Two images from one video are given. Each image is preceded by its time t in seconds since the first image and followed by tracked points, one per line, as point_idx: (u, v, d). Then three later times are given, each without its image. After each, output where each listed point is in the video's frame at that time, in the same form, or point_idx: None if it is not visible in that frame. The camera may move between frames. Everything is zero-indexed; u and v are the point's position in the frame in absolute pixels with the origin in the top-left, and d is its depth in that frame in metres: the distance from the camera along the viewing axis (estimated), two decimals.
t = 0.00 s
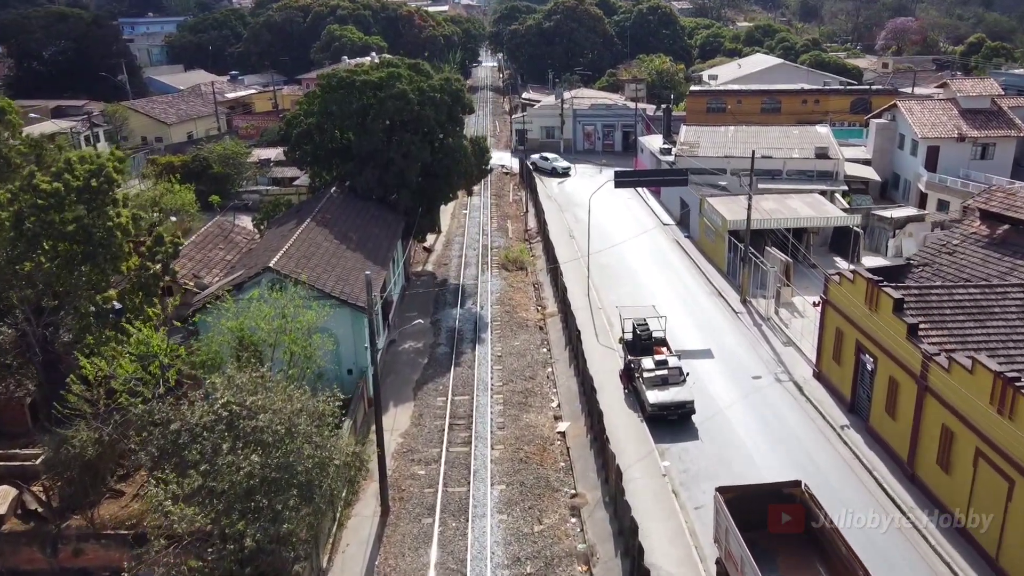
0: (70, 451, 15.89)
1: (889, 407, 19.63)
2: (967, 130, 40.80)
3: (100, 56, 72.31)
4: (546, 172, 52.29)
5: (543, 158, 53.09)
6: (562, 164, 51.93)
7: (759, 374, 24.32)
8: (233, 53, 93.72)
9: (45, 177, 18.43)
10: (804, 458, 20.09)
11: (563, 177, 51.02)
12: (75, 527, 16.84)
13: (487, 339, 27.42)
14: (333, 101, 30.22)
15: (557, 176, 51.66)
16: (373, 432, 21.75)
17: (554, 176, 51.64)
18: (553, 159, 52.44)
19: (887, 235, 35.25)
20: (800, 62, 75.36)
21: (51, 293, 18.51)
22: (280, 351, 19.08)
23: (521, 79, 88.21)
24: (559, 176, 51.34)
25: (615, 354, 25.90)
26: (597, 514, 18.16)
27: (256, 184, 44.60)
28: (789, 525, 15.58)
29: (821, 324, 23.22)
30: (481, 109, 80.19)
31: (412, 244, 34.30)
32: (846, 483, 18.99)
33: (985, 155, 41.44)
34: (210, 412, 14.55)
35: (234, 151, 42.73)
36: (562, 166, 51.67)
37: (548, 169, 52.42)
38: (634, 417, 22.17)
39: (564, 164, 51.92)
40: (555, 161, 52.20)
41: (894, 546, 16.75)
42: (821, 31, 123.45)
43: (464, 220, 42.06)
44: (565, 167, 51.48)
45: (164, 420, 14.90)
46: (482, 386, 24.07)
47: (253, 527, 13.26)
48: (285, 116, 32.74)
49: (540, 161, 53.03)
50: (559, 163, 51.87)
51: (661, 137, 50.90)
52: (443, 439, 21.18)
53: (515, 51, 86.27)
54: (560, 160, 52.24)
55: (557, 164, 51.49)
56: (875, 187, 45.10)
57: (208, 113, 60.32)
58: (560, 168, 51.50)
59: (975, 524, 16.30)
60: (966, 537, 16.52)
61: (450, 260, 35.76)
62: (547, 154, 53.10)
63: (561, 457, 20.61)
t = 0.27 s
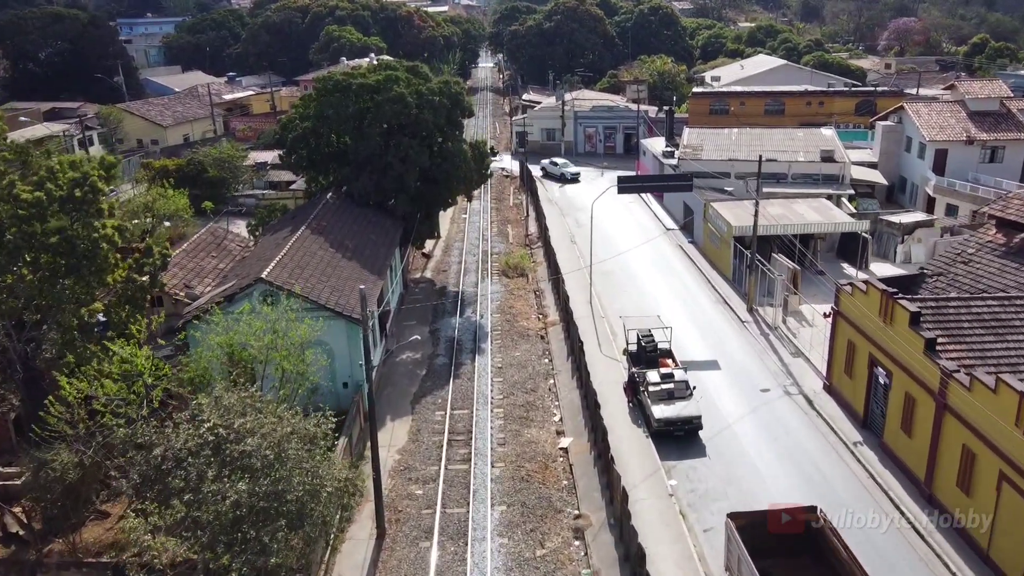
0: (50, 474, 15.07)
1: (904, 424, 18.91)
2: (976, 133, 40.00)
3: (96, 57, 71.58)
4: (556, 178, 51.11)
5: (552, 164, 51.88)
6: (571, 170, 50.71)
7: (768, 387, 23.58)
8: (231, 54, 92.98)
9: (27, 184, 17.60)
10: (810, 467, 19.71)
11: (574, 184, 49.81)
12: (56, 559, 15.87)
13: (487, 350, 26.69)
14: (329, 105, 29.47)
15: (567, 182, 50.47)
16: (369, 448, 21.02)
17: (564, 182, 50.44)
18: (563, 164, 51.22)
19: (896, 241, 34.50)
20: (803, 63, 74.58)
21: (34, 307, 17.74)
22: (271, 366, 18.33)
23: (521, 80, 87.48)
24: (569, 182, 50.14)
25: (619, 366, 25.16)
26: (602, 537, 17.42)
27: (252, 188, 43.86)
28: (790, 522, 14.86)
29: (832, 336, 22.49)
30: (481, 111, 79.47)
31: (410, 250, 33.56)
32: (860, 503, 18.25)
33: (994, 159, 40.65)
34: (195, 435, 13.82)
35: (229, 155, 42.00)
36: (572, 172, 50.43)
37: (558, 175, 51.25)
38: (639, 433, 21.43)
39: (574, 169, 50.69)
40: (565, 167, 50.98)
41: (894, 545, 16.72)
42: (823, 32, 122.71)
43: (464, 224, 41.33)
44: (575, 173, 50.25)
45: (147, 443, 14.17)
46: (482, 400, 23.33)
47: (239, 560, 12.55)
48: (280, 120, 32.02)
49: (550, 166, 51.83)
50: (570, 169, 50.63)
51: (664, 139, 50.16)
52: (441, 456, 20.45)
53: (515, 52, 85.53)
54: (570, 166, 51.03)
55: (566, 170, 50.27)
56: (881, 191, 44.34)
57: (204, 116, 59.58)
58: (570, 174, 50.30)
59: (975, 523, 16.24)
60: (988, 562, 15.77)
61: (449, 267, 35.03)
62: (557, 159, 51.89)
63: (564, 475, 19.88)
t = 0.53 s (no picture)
0: (28, 500, 14.20)
1: (920, 442, 18.18)
2: (985, 136, 39.25)
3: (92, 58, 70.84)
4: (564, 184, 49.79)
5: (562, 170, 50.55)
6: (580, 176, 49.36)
7: (777, 401, 22.83)
8: (229, 55, 92.24)
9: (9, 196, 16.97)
10: (805, 463, 19.86)
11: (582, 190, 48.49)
12: None
13: (487, 361, 25.97)
14: (325, 109, 28.74)
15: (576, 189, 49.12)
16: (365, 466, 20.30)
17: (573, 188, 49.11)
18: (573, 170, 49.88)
19: (904, 247, 33.76)
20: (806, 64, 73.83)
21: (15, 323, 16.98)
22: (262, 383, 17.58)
23: (521, 81, 86.78)
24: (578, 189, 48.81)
25: (622, 378, 24.44)
26: (607, 562, 16.69)
27: (248, 192, 43.16)
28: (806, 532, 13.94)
29: (843, 348, 21.76)
30: (480, 113, 78.79)
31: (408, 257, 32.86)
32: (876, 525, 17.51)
33: (1003, 162, 39.88)
34: (178, 462, 13.08)
35: (225, 158, 41.30)
36: (581, 178, 49.11)
37: (566, 182, 49.93)
38: (644, 450, 20.70)
39: (584, 176, 49.36)
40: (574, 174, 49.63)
41: (894, 546, 16.74)
42: (824, 32, 122.03)
43: (463, 229, 40.61)
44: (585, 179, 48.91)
45: (127, 469, 13.42)
46: (482, 415, 22.60)
47: None
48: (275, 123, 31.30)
49: (559, 173, 50.50)
50: (579, 175, 49.28)
51: (666, 142, 49.44)
52: (439, 475, 19.73)
53: (515, 53, 84.81)
54: (579, 172, 49.73)
55: (575, 176, 48.96)
56: (888, 195, 43.61)
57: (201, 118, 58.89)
58: (578, 180, 49.01)
59: (976, 522, 16.20)
60: None
61: (448, 273, 34.30)
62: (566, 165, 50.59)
63: (567, 494, 19.16)
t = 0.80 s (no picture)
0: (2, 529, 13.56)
1: (938, 461, 17.46)
2: (994, 139, 38.49)
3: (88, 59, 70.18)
4: (573, 191, 48.47)
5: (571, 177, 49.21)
6: (589, 183, 47.99)
7: (786, 415, 22.10)
8: (226, 56, 91.55)
9: None
10: (801, 464, 19.82)
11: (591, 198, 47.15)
12: None
13: (487, 372, 25.22)
14: (320, 113, 28.00)
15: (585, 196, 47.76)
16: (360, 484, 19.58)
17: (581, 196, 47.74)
18: (583, 177, 48.48)
19: (914, 253, 33.01)
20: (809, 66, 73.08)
21: None
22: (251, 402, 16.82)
23: (521, 82, 86.09)
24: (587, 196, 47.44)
25: (626, 391, 23.71)
26: None
27: (243, 196, 42.46)
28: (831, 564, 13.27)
29: (855, 361, 21.03)
30: (480, 114, 78.10)
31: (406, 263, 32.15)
32: (892, 547, 16.78)
33: (1013, 166, 39.11)
34: (160, 491, 12.34)
35: (220, 162, 40.62)
36: (589, 185, 47.72)
37: (575, 189, 48.60)
38: (650, 467, 19.96)
39: (593, 183, 47.97)
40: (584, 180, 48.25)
41: (892, 545, 16.79)
42: (825, 32, 121.29)
43: (462, 234, 39.91)
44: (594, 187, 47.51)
45: (106, 497, 12.65)
46: (481, 430, 21.86)
47: None
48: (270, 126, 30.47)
49: (569, 179, 49.16)
50: (589, 182, 47.89)
51: (669, 145, 48.72)
52: (437, 494, 18.98)
53: (515, 54, 84.18)
54: (589, 179, 48.40)
55: (583, 183, 47.61)
56: (894, 198, 42.87)
57: (197, 120, 58.18)
58: (587, 187, 47.64)
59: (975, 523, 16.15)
60: None
61: (447, 280, 33.55)
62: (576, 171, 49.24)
63: (570, 515, 18.41)
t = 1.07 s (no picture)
0: None
1: (958, 483, 16.72)
2: (1004, 142, 37.74)
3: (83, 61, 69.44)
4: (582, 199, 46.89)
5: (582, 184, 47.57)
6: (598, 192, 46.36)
7: (797, 430, 21.35)
8: (223, 57, 90.80)
9: None
10: (803, 469, 19.63)
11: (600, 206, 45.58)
12: None
13: (487, 385, 24.47)
14: (315, 117, 27.23)
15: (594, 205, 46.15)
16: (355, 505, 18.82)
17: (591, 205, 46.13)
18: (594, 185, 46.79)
19: (923, 259, 32.26)
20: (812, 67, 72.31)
21: None
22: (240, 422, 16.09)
23: (521, 83, 85.34)
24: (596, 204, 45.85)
25: (630, 404, 22.96)
26: None
27: (238, 200, 41.72)
28: None
29: (868, 375, 20.30)
30: (480, 116, 77.38)
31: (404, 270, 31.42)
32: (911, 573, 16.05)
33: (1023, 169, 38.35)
34: (139, 525, 11.59)
35: (214, 166, 39.89)
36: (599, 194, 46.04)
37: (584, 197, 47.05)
38: (656, 486, 19.22)
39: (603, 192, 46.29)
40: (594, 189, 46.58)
41: (900, 558, 16.46)
42: (827, 32, 120.46)
43: (461, 239, 39.17)
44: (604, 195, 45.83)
45: (82, 530, 11.91)
46: (481, 446, 21.11)
47: None
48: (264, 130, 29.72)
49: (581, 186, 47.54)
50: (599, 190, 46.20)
51: (672, 147, 47.96)
52: (435, 516, 18.24)
53: (515, 55, 83.45)
54: (599, 186, 46.83)
55: (592, 192, 45.98)
56: (901, 202, 42.12)
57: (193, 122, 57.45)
58: (595, 196, 45.99)
59: (975, 523, 16.11)
60: None
61: (446, 287, 32.80)
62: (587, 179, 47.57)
63: (573, 537, 17.66)
